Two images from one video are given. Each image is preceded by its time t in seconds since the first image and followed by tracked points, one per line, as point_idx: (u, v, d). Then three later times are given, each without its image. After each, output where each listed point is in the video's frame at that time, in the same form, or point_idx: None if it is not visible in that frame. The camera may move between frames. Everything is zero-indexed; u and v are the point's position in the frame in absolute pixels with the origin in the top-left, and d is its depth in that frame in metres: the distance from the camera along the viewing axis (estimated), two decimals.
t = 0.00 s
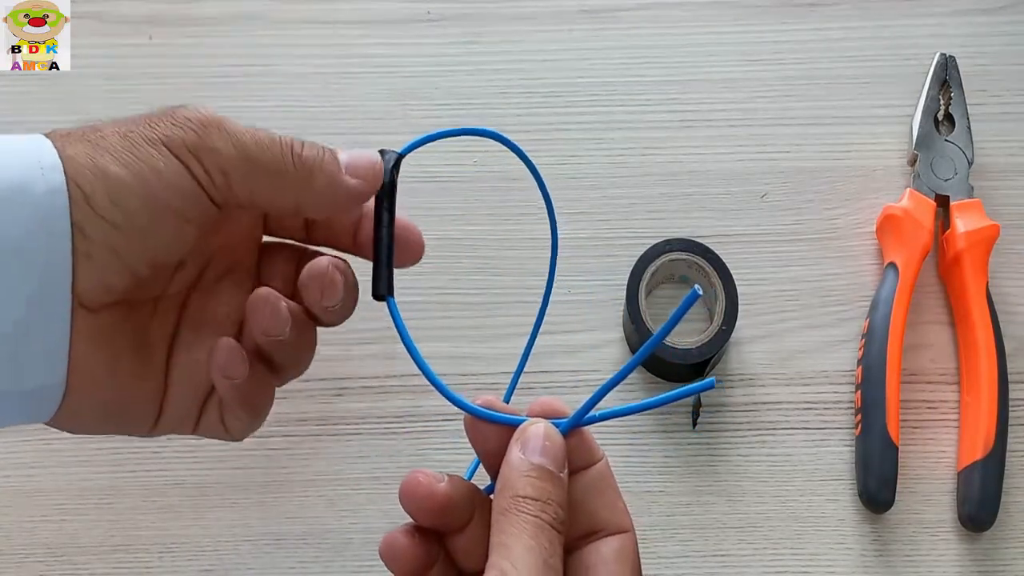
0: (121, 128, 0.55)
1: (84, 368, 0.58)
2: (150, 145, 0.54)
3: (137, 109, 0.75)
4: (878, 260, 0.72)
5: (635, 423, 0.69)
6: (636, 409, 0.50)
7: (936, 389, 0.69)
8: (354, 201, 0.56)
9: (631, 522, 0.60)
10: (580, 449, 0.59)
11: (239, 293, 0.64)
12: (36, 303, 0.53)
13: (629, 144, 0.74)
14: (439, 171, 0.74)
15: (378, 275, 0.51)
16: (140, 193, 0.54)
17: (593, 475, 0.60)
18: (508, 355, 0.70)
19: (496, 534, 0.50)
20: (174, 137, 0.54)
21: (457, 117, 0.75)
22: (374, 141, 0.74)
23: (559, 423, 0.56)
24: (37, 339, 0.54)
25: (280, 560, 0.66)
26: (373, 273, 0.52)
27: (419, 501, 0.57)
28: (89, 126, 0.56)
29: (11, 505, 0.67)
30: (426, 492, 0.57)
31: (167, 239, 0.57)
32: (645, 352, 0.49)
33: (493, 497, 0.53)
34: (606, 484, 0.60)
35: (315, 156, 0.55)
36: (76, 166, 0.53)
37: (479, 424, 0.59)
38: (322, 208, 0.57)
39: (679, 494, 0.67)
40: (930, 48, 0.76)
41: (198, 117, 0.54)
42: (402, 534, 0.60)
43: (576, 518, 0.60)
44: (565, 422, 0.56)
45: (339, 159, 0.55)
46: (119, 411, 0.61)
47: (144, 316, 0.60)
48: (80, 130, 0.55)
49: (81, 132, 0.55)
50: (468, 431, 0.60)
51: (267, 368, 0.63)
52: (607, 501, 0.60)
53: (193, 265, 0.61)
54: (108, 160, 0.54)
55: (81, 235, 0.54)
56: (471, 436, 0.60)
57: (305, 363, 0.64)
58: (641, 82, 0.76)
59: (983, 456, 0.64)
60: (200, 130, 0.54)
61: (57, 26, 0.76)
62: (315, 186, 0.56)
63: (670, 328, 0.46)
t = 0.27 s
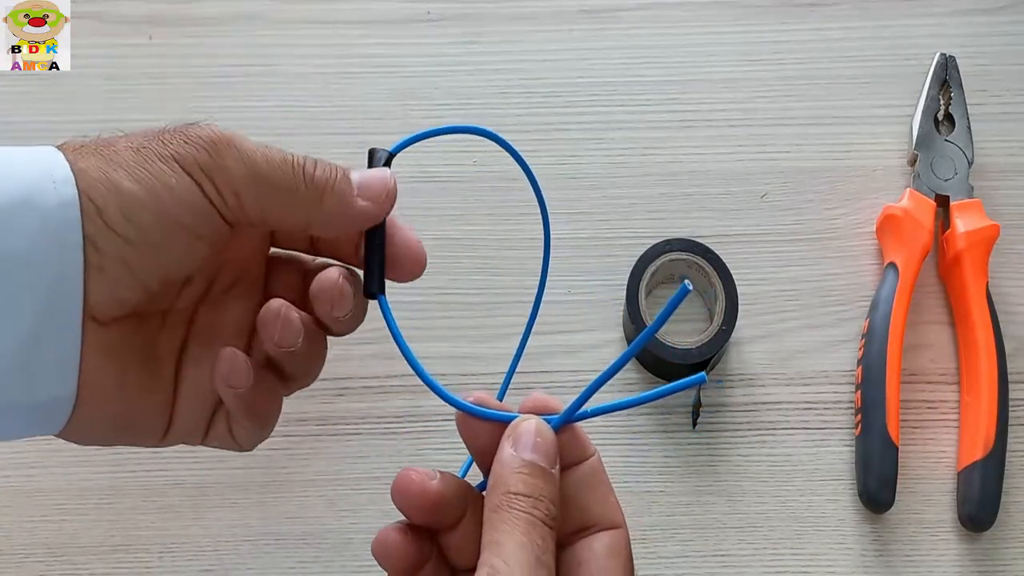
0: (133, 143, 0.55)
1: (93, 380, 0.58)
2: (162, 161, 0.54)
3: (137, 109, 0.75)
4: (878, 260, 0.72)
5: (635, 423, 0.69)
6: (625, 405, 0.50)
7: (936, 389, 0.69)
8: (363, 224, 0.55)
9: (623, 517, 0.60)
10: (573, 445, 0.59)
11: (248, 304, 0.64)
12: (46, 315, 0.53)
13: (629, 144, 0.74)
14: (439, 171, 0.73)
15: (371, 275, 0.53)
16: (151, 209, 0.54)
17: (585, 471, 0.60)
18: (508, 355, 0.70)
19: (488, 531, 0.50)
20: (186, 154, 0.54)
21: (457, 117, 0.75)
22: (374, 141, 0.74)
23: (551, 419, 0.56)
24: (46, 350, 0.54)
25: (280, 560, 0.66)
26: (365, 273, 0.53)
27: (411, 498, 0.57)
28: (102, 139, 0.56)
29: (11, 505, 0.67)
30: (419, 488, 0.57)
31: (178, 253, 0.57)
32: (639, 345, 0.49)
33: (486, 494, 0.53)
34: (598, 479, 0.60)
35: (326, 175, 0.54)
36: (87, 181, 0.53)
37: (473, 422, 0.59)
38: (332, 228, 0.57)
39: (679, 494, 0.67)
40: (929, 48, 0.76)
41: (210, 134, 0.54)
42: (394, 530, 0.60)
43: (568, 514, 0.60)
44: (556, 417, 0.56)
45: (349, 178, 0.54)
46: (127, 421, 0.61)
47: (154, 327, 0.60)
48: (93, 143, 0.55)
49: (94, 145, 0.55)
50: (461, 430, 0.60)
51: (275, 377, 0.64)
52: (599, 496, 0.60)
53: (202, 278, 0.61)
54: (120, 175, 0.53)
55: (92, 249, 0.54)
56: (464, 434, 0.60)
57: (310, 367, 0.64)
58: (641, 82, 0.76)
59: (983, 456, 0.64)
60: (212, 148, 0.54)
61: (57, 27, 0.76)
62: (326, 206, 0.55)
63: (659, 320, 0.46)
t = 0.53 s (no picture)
0: (133, 145, 0.55)
1: (94, 381, 0.58)
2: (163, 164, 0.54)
3: (137, 109, 0.75)
4: (878, 260, 0.72)
5: (635, 423, 0.69)
6: (623, 404, 0.50)
7: (936, 389, 0.69)
8: (366, 213, 0.56)
9: (622, 516, 0.60)
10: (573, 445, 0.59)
11: (249, 303, 0.64)
12: (47, 316, 0.53)
13: (629, 144, 0.74)
14: (439, 171, 0.73)
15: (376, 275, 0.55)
16: (152, 211, 0.55)
17: (585, 471, 0.60)
18: (507, 355, 0.70)
19: (489, 531, 0.50)
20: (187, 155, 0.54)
21: (457, 117, 0.75)
22: (374, 141, 0.74)
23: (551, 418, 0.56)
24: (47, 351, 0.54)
25: (280, 560, 0.66)
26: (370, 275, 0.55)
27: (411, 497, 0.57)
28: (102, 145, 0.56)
29: (11, 505, 0.67)
30: (419, 488, 0.57)
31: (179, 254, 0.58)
32: (639, 344, 0.49)
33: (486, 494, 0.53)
34: (598, 479, 0.60)
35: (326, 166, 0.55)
36: (90, 184, 0.53)
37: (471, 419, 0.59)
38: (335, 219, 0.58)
39: (679, 494, 0.67)
40: (929, 48, 0.76)
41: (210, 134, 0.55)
42: (394, 530, 0.60)
43: (567, 513, 0.60)
44: (557, 416, 0.55)
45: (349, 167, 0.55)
46: (127, 424, 0.61)
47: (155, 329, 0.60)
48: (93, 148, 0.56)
49: (94, 149, 0.55)
50: (460, 427, 0.60)
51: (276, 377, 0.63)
52: (599, 496, 0.60)
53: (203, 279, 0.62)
54: (122, 177, 0.54)
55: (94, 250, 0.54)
56: (463, 432, 0.60)
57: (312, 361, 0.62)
58: (641, 82, 0.76)
59: (983, 456, 0.64)
60: (213, 148, 0.54)
61: (57, 26, 0.76)
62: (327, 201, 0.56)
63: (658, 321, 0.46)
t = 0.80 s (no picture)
0: (142, 153, 0.55)
1: (97, 386, 0.58)
2: (172, 173, 0.54)
3: (137, 109, 0.75)
4: (878, 260, 0.72)
5: (635, 423, 0.69)
6: (631, 408, 0.50)
7: (936, 389, 0.69)
8: (371, 241, 0.57)
9: (628, 519, 0.60)
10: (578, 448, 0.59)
11: (251, 305, 0.64)
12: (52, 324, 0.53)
13: (629, 144, 0.74)
14: (439, 171, 0.73)
15: (380, 280, 0.55)
16: (159, 221, 0.54)
17: (591, 474, 0.60)
18: (508, 355, 0.70)
19: (495, 535, 0.50)
20: (197, 167, 0.54)
21: (457, 117, 0.75)
22: (374, 141, 0.74)
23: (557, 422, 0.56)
24: (52, 358, 0.54)
25: (280, 560, 0.66)
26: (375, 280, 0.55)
27: (417, 502, 0.57)
28: (109, 147, 0.55)
29: (11, 505, 0.67)
30: (424, 491, 0.57)
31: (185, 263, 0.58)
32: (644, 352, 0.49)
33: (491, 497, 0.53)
34: (604, 483, 0.60)
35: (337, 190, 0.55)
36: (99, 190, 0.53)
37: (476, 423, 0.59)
38: (340, 246, 0.58)
39: (680, 494, 0.67)
40: (929, 48, 0.76)
41: (220, 147, 0.55)
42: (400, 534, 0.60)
43: (574, 517, 0.60)
44: (562, 420, 0.56)
45: (358, 194, 0.55)
46: (130, 426, 0.61)
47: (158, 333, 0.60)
48: (100, 151, 0.55)
49: (101, 153, 0.55)
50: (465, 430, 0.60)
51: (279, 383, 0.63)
52: (605, 500, 0.60)
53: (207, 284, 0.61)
54: (131, 184, 0.53)
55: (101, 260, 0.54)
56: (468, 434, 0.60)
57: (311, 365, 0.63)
58: (641, 82, 0.76)
59: (983, 456, 0.64)
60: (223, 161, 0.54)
61: (57, 27, 0.77)
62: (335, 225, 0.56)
63: (670, 326, 0.47)
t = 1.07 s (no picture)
0: (145, 165, 0.54)
1: (97, 394, 0.57)
2: (173, 185, 0.53)
3: (137, 109, 0.75)
4: (878, 260, 0.72)
5: (635, 423, 0.69)
6: (633, 411, 0.50)
7: (936, 389, 0.69)
8: (366, 262, 0.56)
9: (630, 524, 0.60)
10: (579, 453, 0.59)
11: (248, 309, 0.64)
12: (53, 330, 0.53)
13: (629, 144, 0.74)
14: (439, 171, 0.73)
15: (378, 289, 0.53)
16: (160, 233, 0.54)
17: (592, 478, 0.60)
18: (508, 355, 0.70)
19: (497, 540, 0.50)
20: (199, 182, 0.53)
21: (457, 117, 0.75)
22: (374, 142, 0.74)
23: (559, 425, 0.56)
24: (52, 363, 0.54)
25: (280, 560, 0.66)
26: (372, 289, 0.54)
27: (419, 506, 0.57)
28: (110, 156, 0.55)
29: (11, 505, 0.67)
30: (425, 495, 0.57)
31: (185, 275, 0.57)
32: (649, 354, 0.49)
33: (493, 501, 0.53)
34: (606, 487, 0.60)
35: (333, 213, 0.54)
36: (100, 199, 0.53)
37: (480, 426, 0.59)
38: (336, 263, 0.57)
39: (679, 494, 0.67)
40: (929, 48, 0.76)
41: (221, 163, 0.54)
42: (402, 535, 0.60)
43: (576, 520, 0.60)
44: (564, 425, 0.55)
45: (354, 219, 0.54)
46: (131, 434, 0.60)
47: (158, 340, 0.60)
48: (100, 160, 0.54)
49: (102, 163, 0.54)
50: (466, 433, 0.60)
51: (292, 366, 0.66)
52: (607, 504, 0.60)
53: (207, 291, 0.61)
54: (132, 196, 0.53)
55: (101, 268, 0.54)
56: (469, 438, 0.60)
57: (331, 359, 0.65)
58: (641, 82, 0.76)
59: (983, 456, 0.64)
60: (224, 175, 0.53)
61: (57, 27, 0.77)
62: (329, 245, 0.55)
63: (672, 328, 0.47)
